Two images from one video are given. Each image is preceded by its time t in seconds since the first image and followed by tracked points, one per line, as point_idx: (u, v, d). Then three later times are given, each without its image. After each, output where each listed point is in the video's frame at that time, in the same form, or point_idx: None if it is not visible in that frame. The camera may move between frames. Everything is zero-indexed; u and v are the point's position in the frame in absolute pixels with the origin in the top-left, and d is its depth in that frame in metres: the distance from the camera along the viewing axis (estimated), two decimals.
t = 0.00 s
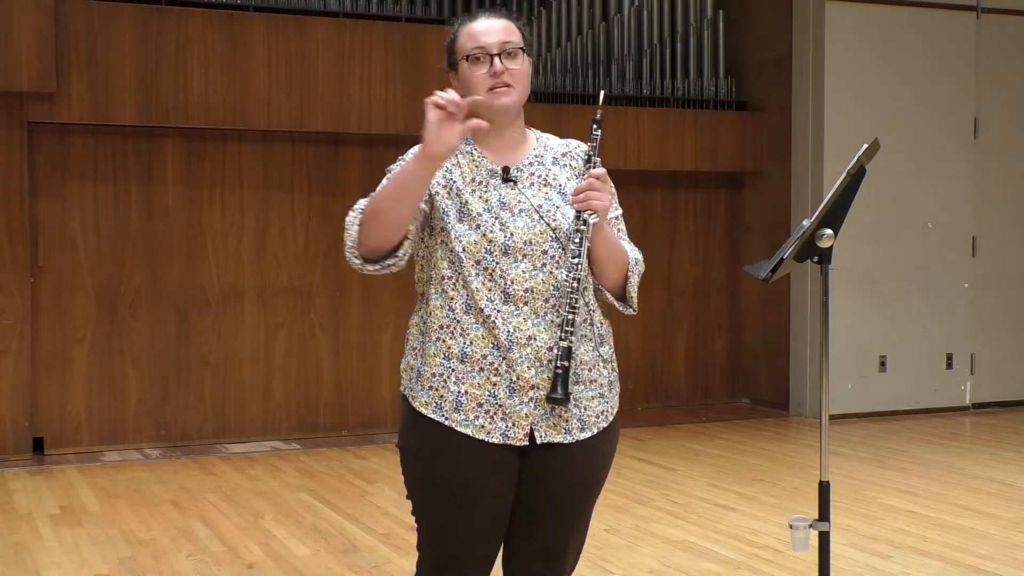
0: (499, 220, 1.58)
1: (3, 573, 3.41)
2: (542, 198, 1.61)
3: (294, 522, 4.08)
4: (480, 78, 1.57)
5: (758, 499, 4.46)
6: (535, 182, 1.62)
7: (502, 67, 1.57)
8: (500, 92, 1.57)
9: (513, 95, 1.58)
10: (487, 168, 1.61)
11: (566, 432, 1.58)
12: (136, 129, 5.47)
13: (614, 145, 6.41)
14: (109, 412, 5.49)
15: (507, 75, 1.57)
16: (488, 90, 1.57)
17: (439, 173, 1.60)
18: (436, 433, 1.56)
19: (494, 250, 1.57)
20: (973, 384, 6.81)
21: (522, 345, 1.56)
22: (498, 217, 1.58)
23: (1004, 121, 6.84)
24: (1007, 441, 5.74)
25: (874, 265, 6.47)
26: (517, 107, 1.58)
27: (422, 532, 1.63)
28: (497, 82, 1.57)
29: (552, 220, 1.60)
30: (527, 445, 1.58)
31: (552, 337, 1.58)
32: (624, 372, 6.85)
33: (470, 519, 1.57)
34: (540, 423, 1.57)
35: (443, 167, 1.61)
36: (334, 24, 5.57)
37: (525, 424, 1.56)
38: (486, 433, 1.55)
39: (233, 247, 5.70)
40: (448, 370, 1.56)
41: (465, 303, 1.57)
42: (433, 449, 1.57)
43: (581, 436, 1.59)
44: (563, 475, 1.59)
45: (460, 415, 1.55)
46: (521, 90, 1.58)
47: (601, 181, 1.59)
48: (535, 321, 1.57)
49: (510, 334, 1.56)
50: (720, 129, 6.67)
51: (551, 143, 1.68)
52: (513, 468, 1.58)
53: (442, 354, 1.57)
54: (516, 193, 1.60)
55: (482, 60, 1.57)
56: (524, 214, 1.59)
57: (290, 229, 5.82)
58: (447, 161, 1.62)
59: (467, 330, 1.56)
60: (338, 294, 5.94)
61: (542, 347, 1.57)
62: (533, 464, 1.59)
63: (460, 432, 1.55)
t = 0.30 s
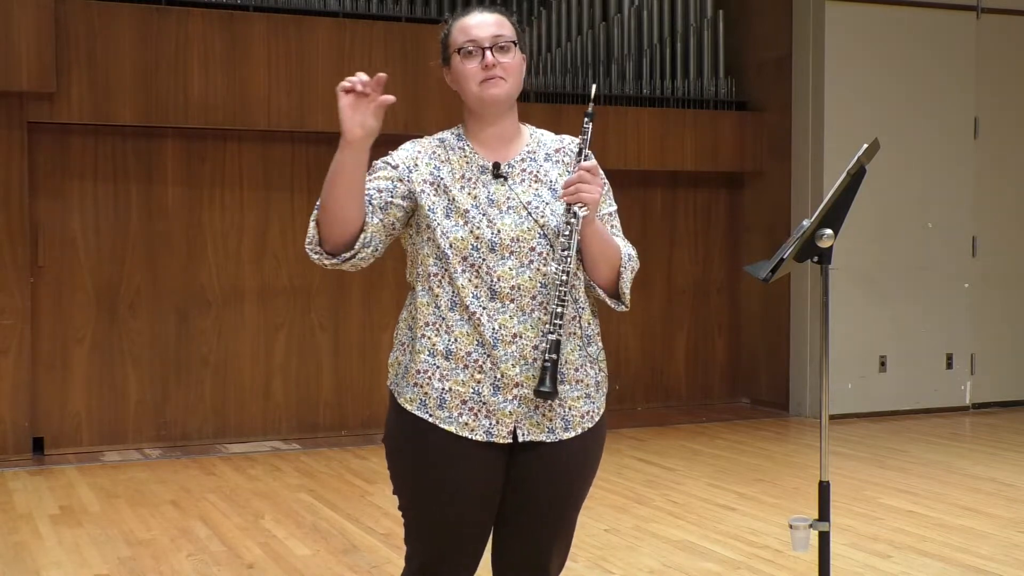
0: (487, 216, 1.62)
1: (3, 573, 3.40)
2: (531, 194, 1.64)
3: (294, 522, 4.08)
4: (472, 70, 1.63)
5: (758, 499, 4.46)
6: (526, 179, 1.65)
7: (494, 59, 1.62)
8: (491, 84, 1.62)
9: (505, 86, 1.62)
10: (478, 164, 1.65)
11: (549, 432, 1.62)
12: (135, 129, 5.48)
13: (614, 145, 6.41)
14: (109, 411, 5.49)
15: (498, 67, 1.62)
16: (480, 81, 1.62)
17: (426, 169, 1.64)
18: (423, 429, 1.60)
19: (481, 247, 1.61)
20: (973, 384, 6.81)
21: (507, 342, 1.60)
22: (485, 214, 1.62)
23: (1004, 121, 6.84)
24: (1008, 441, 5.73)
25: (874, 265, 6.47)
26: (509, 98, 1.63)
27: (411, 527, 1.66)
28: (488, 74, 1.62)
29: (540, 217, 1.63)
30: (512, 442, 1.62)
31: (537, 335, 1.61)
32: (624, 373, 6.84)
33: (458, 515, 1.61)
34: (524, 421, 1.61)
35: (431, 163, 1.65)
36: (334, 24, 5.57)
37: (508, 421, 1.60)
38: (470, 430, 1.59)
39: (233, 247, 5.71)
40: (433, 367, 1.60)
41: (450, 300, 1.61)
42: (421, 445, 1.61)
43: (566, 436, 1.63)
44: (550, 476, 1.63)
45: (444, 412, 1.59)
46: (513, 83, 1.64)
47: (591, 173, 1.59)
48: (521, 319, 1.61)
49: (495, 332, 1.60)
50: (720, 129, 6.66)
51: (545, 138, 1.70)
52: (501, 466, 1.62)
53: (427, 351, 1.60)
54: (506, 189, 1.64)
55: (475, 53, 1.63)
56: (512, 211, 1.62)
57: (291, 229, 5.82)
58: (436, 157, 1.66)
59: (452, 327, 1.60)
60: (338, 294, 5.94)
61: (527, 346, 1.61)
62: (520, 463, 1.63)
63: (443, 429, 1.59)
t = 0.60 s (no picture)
0: (473, 216, 1.63)
1: (3, 573, 3.40)
2: (518, 195, 1.65)
3: (294, 522, 4.08)
4: (498, 68, 1.64)
5: (758, 499, 4.46)
6: (513, 178, 1.66)
7: (519, 63, 1.65)
8: (510, 86, 1.65)
9: (522, 91, 1.66)
10: (466, 162, 1.66)
11: (533, 430, 1.63)
12: (135, 129, 5.48)
13: (614, 145, 6.41)
14: (109, 411, 5.49)
15: (519, 72, 1.65)
16: (504, 81, 1.64)
17: (411, 168, 1.65)
18: (407, 431, 1.61)
19: (466, 247, 1.62)
20: (973, 384, 6.81)
21: (490, 343, 1.61)
22: (471, 214, 1.63)
23: (1003, 121, 6.84)
24: (1008, 441, 5.73)
25: (873, 265, 6.47)
26: (518, 104, 1.66)
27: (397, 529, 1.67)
28: (512, 77, 1.65)
29: (526, 218, 1.64)
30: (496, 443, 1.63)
31: (521, 336, 1.63)
32: (625, 373, 6.84)
33: (443, 516, 1.62)
34: (508, 420, 1.62)
35: (417, 162, 1.66)
36: (335, 24, 5.57)
37: (493, 421, 1.61)
38: (455, 431, 1.60)
39: (233, 248, 5.70)
40: (417, 368, 1.61)
41: (433, 302, 1.62)
42: (406, 446, 1.62)
43: (550, 433, 1.64)
44: (535, 474, 1.64)
45: (429, 414, 1.60)
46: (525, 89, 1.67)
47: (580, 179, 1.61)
48: (504, 320, 1.62)
49: (478, 333, 1.61)
50: (720, 129, 6.67)
51: (531, 139, 1.72)
52: (486, 465, 1.63)
53: (410, 353, 1.61)
54: (492, 189, 1.65)
55: (498, 52, 1.65)
56: (498, 211, 1.63)
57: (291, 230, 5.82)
58: (423, 155, 1.66)
59: (435, 329, 1.61)
60: (338, 294, 5.94)
61: (511, 346, 1.62)
62: (504, 463, 1.64)
63: (427, 431, 1.60)
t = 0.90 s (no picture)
0: (482, 216, 1.63)
1: (3, 573, 3.40)
2: (523, 196, 1.66)
3: (294, 522, 4.08)
4: (514, 73, 1.66)
5: (758, 499, 4.46)
6: (515, 180, 1.67)
7: (531, 70, 1.68)
8: (522, 91, 1.67)
9: (531, 97, 1.68)
10: (469, 163, 1.66)
11: (536, 428, 1.64)
12: (135, 129, 5.48)
13: (614, 145, 6.41)
14: (109, 411, 5.49)
15: (533, 79, 1.67)
16: (518, 87, 1.66)
17: (419, 168, 1.63)
18: (412, 432, 1.61)
19: (476, 247, 1.61)
20: (973, 384, 6.81)
21: (498, 344, 1.62)
22: (480, 214, 1.63)
23: (1004, 121, 6.84)
24: (1008, 441, 5.73)
25: (874, 265, 6.47)
26: (527, 110, 1.69)
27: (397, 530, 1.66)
28: (525, 83, 1.67)
29: (532, 220, 1.65)
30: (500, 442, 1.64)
31: (526, 336, 1.64)
32: (625, 373, 6.84)
33: (443, 516, 1.62)
34: (513, 420, 1.62)
35: (424, 161, 1.64)
36: (335, 24, 5.57)
37: (498, 422, 1.62)
38: (462, 432, 1.60)
39: (233, 248, 5.70)
40: (423, 370, 1.60)
41: (440, 303, 1.61)
42: (407, 447, 1.61)
43: (554, 429, 1.66)
44: (536, 472, 1.64)
45: (436, 416, 1.60)
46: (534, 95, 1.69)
47: (588, 185, 1.66)
48: (510, 320, 1.63)
49: (486, 333, 1.61)
50: (720, 129, 6.67)
51: (526, 143, 1.74)
52: (487, 465, 1.64)
53: (416, 355, 1.60)
54: (498, 190, 1.65)
55: (515, 56, 1.66)
56: (506, 212, 1.64)
57: (291, 230, 5.82)
58: (429, 153, 1.65)
59: (441, 331, 1.60)
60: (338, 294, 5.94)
61: (517, 346, 1.63)
62: (506, 463, 1.65)
63: (434, 433, 1.60)
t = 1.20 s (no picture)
0: (505, 221, 1.64)
1: (3, 573, 3.40)
2: (534, 202, 1.69)
3: (294, 522, 4.08)
4: (523, 76, 1.67)
5: (758, 499, 4.46)
6: (524, 185, 1.70)
7: (540, 73, 1.69)
8: (531, 94, 1.68)
9: (538, 100, 1.69)
10: (484, 167, 1.66)
11: (548, 426, 1.66)
12: (135, 129, 5.47)
13: (613, 145, 6.40)
14: (109, 411, 5.49)
15: (541, 83, 1.69)
16: (527, 89, 1.67)
17: (447, 174, 1.62)
18: (433, 437, 1.59)
19: (502, 253, 1.62)
20: (972, 384, 6.81)
21: (519, 348, 1.63)
22: (503, 218, 1.64)
23: (1004, 121, 6.84)
24: (1008, 441, 5.73)
25: (873, 265, 6.48)
26: (534, 113, 1.70)
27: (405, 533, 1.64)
28: (533, 86, 1.68)
29: (545, 227, 1.69)
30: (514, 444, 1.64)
31: (542, 339, 1.66)
32: (625, 373, 6.84)
33: (456, 517, 1.60)
34: (528, 422, 1.64)
35: (451, 165, 1.63)
36: (335, 24, 5.56)
37: (517, 424, 1.63)
38: (483, 435, 1.60)
39: (233, 248, 5.70)
40: (446, 374, 1.59)
41: (463, 309, 1.60)
42: (422, 449, 1.59)
43: (563, 425, 1.68)
44: (544, 472, 1.65)
45: (459, 419, 1.59)
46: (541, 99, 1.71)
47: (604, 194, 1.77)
48: (527, 324, 1.65)
49: (508, 337, 1.62)
50: (720, 130, 6.67)
51: (525, 147, 1.76)
52: (501, 466, 1.63)
53: (439, 359, 1.59)
54: (512, 195, 1.67)
55: (524, 60, 1.68)
56: (524, 217, 1.66)
57: (291, 230, 5.82)
58: (453, 157, 1.64)
59: (465, 336, 1.60)
60: (338, 294, 5.94)
61: (535, 349, 1.65)
62: (517, 464, 1.65)
63: (457, 436, 1.59)
